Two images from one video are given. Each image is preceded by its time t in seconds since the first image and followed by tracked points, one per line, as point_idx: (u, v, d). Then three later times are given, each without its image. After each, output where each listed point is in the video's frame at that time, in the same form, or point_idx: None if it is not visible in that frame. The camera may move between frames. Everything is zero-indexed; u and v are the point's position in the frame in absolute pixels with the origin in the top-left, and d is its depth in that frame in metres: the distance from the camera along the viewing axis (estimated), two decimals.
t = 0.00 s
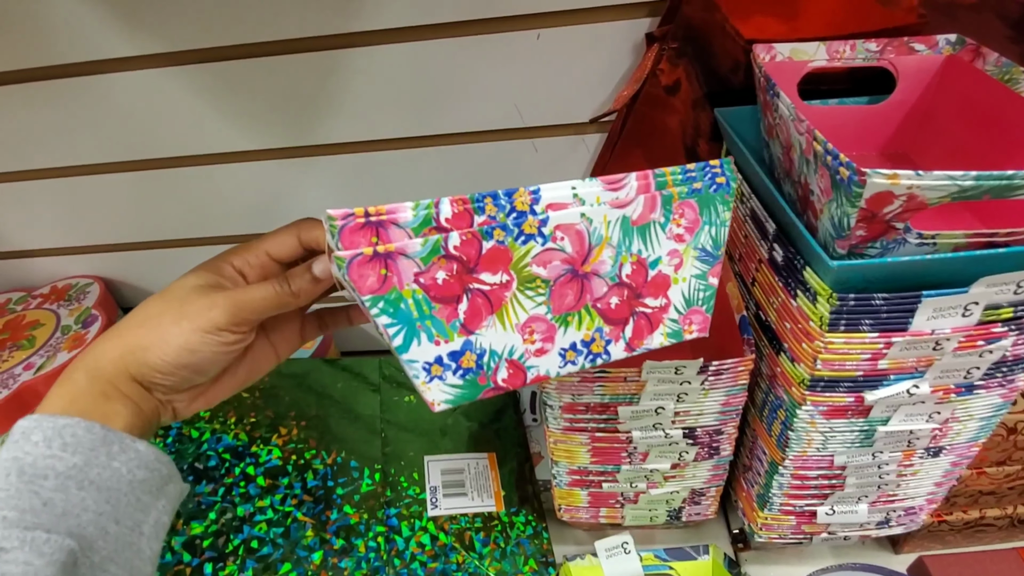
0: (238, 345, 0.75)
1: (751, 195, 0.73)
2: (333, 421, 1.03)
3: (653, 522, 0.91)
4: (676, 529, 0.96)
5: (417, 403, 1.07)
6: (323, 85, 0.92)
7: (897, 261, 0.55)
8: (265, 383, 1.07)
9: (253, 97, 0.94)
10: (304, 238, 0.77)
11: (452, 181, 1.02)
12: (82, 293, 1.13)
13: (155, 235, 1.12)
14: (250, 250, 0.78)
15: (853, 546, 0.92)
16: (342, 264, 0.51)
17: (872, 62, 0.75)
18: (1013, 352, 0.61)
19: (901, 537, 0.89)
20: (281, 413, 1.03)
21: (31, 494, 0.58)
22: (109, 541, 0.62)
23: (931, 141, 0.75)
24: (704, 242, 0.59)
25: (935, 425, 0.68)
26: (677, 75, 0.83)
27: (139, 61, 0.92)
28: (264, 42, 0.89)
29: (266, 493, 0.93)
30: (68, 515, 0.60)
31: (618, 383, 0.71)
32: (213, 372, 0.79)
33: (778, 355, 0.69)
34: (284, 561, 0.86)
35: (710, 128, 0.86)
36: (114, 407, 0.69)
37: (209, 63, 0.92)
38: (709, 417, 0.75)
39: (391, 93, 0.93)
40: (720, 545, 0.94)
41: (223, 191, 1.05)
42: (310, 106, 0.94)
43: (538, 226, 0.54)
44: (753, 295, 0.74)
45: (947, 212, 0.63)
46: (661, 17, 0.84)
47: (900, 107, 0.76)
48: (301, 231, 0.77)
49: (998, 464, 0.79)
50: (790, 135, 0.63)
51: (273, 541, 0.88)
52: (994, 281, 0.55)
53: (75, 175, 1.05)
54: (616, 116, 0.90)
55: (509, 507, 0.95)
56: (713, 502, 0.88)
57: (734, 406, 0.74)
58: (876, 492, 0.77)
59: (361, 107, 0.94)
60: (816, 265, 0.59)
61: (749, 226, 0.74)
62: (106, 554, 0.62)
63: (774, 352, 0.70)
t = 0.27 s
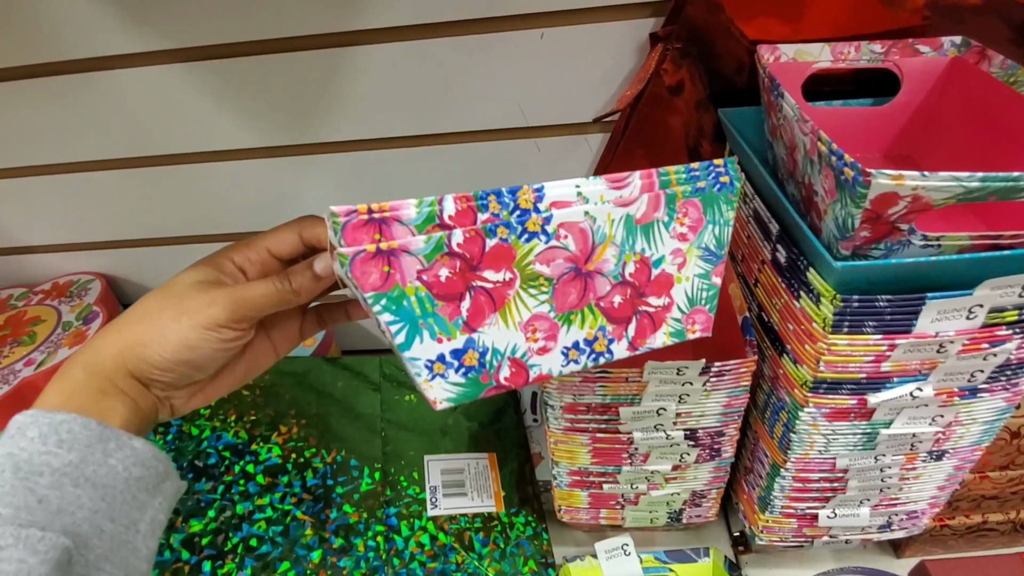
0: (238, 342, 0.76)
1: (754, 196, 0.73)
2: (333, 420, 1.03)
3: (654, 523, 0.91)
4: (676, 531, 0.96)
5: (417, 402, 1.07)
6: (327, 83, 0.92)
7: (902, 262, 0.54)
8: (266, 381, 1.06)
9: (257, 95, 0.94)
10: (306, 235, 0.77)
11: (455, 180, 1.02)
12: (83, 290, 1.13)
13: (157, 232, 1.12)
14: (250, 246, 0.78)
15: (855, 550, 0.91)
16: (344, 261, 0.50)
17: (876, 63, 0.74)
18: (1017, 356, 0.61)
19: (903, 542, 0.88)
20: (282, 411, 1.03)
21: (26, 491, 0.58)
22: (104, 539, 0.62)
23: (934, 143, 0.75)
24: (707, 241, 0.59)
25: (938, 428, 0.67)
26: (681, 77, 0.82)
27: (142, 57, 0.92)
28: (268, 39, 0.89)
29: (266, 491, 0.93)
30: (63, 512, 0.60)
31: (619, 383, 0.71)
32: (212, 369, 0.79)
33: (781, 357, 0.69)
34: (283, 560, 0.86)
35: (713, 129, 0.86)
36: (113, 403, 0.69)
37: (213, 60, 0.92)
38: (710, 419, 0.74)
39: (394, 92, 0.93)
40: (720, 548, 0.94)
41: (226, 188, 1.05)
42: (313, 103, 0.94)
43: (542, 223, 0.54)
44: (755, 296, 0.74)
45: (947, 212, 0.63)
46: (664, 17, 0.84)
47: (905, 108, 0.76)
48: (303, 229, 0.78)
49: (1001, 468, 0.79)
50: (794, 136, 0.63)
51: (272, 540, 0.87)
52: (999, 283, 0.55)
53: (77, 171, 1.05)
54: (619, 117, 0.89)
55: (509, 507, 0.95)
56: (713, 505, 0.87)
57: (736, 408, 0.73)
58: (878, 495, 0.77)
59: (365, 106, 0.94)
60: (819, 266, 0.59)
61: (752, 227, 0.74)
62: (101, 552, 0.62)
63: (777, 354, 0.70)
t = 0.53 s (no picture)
0: (237, 338, 0.75)
1: (756, 195, 0.72)
2: (332, 417, 1.03)
3: (653, 524, 0.91)
4: (676, 531, 0.95)
5: (417, 400, 1.07)
6: (328, 80, 0.92)
7: (905, 262, 0.54)
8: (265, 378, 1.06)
9: (258, 91, 0.94)
10: (307, 232, 0.78)
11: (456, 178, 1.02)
12: (83, 285, 1.13)
13: (158, 228, 1.11)
14: (251, 241, 0.78)
15: (855, 551, 0.91)
16: (346, 253, 0.50)
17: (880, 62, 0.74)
18: (1021, 357, 0.61)
19: (903, 544, 0.88)
20: (281, 408, 1.03)
21: (22, 486, 0.58)
22: (100, 536, 0.62)
23: (938, 142, 0.74)
24: (708, 237, 0.58)
25: (940, 430, 0.67)
26: (683, 75, 0.82)
27: (143, 53, 0.92)
28: (269, 35, 0.89)
29: (264, 488, 0.92)
30: (59, 508, 0.59)
31: (620, 382, 0.70)
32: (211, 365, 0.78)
33: (782, 357, 0.68)
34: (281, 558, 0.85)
35: (716, 128, 0.85)
36: (110, 398, 0.69)
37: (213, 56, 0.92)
38: (711, 419, 0.74)
39: (396, 89, 0.92)
40: (720, 549, 0.94)
41: (226, 185, 1.05)
42: (315, 100, 0.94)
43: (544, 217, 0.54)
44: (757, 296, 0.74)
45: (949, 211, 0.63)
46: (668, 15, 0.84)
47: (909, 108, 0.76)
48: (303, 225, 0.78)
49: (1003, 470, 0.78)
50: (797, 134, 0.62)
51: (270, 537, 0.87)
52: (1003, 284, 0.54)
53: (78, 167, 1.05)
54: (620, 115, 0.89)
55: (508, 506, 0.95)
56: (713, 505, 0.87)
57: (737, 408, 0.73)
58: (879, 497, 0.76)
59: (366, 103, 0.94)
60: (822, 266, 0.58)
61: (754, 227, 0.73)
62: (98, 549, 0.62)
63: (778, 354, 0.70)
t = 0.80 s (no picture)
0: (234, 336, 0.75)
1: (756, 196, 0.72)
2: (331, 416, 1.03)
3: (651, 525, 0.90)
4: (674, 532, 0.95)
5: (415, 400, 1.07)
6: (329, 78, 0.92)
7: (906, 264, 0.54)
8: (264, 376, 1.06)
9: (258, 89, 0.93)
10: (305, 230, 0.77)
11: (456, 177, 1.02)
12: (82, 282, 1.13)
13: (157, 226, 1.11)
14: (249, 239, 0.78)
15: (853, 553, 0.91)
16: (343, 248, 0.50)
17: (881, 63, 0.74)
18: (1020, 360, 0.61)
19: (902, 546, 0.88)
20: (279, 406, 1.03)
21: (19, 485, 0.58)
22: (96, 534, 0.62)
23: (939, 143, 0.74)
24: (706, 233, 0.58)
25: (939, 432, 0.67)
26: (684, 75, 0.82)
27: (143, 50, 0.92)
28: (269, 32, 0.89)
29: (262, 486, 0.92)
30: (55, 507, 0.59)
31: (618, 383, 0.70)
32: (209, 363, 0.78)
33: (781, 358, 0.68)
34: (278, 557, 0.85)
35: (716, 128, 0.85)
36: (107, 396, 0.68)
37: (213, 53, 0.91)
38: (709, 420, 0.74)
39: (397, 87, 0.92)
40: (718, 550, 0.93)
41: (226, 182, 1.05)
42: (315, 98, 0.94)
43: (541, 213, 0.54)
44: (756, 297, 0.73)
45: (950, 212, 0.63)
46: (669, 15, 0.84)
47: (910, 109, 0.76)
48: (301, 223, 0.78)
49: (1002, 473, 0.78)
50: (797, 135, 0.62)
51: (267, 536, 0.87)
52: (1003, 286, 0.54)
53: (77, 163, 1.04)
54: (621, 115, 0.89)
55: (506, 506, 0.95)
56: (712, 506, 0.87)
57: (736, 409, 0.73)
58: (878, 499, 0.76)
59: (366, 101, 0.94)
60: (822, 267, 0.58)
61: (754, 227, 0.73)
62: (94, 547, 0.62)
63: (777, 355, 0.69)
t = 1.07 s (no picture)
0: (231, 332, 0.75)
1: (755, 193, 0.72)
2: (328, 413, 1.03)
3: (649, 524, 0.90)
4: (671, 531, 0.95)
5: (412, 397, 1.06)
6: (326, 73, 0.91)
7: (905, 261, 0.53)
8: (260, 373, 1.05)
9: (255, 84, 0.93)
10: (301, 226, 0.77)
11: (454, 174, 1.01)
12: (78, 278, 1.12)
13: (154, 222, 1.11)
14: (245, 235, 0.78)
15: (852, 553, 0.91)
16: (338, 241, 0.50)
17: (881, 60, 0.73)
18: (1020, 359, 0.60)
19: (900, 546, 0.88)
20: (275, 403, 1.02)
21: (14, 483, 0.57)
22: (91, 533, 0.61)
23: (939, 142, 0.74)
24: (705, 230, 0.58)
25: (938, 431, 0.67)
26: (684, 71, 0.81)
27: (141, 45, 0.91)
28: (267, 27, 0.88)
29: (258, 483, 0.92)
30: (50, 505, 0.59)
31: (615, 380, 0.70)
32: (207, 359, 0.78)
33: (780, 356, 0.68)
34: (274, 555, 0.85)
35: (715, 126, 0.84)
36: (102, 394, 0.68)
37: (211, 48, 0.91)
38: (707, 418, 0.73)
39: (395, 83, 0.92)
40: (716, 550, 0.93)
41: (223, 178, 1.04)
42: (312, 93, 0.93)
43: (539, 207, 0.53)
44: (754, 295, 0.73)
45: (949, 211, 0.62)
46: (668, 11, 0.83)
47: (911, 107, 0.75)
48: (297, 219, 0.77)
49: (1001, 473, 0.78)
50: (797, 132, 0.62)
51: (263, 533, 0.87)
52: (1003, 284, 0.53)
53: (74, 159, 1.04)
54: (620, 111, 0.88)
55: (503, 504, 0.94)
56: (709, 505, 0.86)
57: (734, 407, 0.72)
58: (876, 499, 0.76)
59: (364, 97, 0.93)
60: (820, 264, 0.58)
61: (752, 225, 0.73)
62: (89, 546, 0.61)
63: (775, 353, 0.69)
